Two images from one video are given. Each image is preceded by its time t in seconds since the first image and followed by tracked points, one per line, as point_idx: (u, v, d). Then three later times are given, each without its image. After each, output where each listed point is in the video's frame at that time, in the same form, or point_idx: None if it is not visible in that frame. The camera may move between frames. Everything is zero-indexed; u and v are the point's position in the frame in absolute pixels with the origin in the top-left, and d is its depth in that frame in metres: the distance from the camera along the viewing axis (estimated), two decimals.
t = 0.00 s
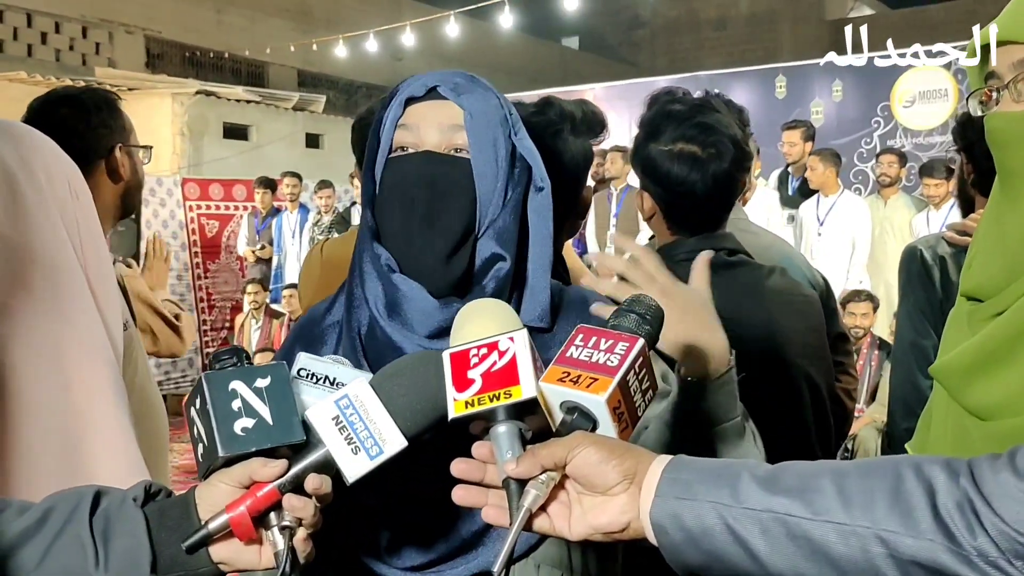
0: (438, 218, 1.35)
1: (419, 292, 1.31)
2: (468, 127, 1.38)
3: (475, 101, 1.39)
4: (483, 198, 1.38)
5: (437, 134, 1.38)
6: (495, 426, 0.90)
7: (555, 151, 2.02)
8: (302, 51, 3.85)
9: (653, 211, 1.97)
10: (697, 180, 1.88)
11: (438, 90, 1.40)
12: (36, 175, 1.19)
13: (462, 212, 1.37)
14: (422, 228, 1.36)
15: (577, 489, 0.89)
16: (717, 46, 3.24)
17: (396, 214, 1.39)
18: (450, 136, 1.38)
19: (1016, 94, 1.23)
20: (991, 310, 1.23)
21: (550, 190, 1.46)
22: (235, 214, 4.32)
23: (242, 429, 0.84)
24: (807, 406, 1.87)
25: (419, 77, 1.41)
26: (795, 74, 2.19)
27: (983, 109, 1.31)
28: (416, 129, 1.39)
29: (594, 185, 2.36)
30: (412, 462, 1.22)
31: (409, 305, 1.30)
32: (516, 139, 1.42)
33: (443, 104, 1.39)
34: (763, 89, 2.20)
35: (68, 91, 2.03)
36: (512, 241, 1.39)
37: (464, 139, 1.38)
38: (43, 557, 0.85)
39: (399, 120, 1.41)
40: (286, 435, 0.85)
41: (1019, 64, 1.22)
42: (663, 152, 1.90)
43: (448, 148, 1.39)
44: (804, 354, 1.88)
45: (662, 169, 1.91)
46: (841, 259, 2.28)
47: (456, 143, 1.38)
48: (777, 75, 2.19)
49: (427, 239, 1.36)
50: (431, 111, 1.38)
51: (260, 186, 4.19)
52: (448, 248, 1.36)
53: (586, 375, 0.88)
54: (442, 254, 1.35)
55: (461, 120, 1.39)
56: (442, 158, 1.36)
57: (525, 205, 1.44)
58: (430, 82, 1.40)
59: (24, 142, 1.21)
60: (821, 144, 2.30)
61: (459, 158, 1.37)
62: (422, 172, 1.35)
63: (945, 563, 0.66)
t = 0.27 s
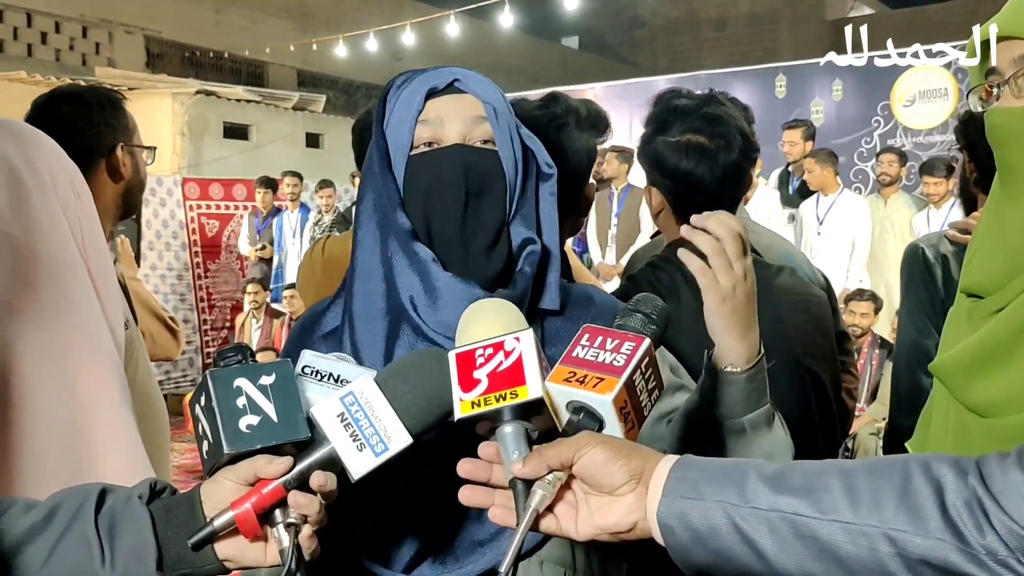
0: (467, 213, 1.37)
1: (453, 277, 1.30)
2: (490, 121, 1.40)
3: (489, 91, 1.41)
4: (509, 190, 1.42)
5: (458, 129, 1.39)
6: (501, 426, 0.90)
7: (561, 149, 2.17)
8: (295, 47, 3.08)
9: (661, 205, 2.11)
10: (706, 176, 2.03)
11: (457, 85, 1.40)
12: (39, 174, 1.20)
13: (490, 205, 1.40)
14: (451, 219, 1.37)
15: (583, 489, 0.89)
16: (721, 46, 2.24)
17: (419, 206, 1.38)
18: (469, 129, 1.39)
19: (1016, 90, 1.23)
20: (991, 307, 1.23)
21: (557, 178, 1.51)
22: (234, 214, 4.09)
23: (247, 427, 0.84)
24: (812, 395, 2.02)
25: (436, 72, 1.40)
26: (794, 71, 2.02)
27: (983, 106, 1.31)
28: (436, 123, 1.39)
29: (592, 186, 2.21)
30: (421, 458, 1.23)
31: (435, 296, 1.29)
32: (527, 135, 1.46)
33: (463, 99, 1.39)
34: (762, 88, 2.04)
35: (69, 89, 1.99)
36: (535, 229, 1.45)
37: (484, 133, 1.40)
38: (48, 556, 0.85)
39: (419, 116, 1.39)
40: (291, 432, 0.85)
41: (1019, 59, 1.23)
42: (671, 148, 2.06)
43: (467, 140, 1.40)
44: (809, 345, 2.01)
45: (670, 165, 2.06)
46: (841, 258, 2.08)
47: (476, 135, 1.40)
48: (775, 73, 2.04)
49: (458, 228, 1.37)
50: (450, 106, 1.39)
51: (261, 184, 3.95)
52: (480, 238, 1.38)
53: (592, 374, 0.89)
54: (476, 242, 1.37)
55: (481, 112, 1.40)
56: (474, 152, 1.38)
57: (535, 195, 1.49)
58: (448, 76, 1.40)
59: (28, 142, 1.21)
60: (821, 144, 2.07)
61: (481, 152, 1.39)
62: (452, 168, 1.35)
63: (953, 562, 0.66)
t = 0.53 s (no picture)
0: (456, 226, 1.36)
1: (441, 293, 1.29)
2: (481, 132, 1.38)
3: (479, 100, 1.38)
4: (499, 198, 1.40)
5: (450, 140, 1.36)
6: (500, 430, 0.90)
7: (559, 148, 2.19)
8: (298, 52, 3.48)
9: (661, 206, 2.10)
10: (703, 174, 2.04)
11: (450, 94, 1.37)
12: (43, 177, 1.20)
13: (482, 215, 1.38)
14: (442, 233, 1.36)
15: (582, 493, 0.89)
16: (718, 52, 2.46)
17: (411, 217, 1.37)
18: (461, 141, 1.37)
19: (1012, 93, 1.23)
20: (989, 308, 1.23)
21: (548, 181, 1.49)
22: (234, 214, 4.24)
23: (248, 429, 0.84)
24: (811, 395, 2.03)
25: (428, 79, 1.38)
26: (794, 72, 2.03)
27: (979, 109, 1.30)
28: (428, 135, 1.36)
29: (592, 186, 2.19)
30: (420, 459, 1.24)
31: (421, 310, 1.28)
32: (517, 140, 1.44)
33: (456, 109, 1.37)
34: (762, 89, 2.04)
35: (73, 92, 2.01)
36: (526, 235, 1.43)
37: (476, 144, 1.37)
38: (50, 557, 0.86)
39: (410, 128, 1.36)
40: (292, 434, 0.85)
41: (1016, 62, 1.22)
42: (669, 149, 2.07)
43: (460, 152, 1.38)
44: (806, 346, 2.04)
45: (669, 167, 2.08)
46: (839, 258, 2.08)
47: (469, 145, 1.37)
48: (774, 74, 2.04)
49: (450, 239, 1.36)
50: (442, 117, 1.36)
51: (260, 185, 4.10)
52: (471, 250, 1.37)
53: (591, 378, 0.89)
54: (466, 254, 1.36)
55: (473, 124, 1.38)
56: (467, 165, 1.36)
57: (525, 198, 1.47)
58: (442, 85, 1.37)
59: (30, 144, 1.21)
60: (821, 143, 2.07)
61: (472, 163, 1.37)
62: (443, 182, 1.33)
63: (949, 565, 0.66)
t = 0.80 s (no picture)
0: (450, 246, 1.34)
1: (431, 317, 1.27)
2: (476, 152, 1.34)
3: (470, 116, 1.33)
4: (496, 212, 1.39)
5: (444, 161, 1.32)
6: (495, 430, 0.90)
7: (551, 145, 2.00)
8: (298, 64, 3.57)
9: (656, 207, 1.88)
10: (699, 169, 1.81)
11: (444, 114, 1.33)
12: (42, 177, 1.19)
13: (477, 232, 1.36)
14: (438, 252, 1.34)
15: (576, 493, 0.89)
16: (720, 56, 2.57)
17: (405, 236, 1.34)
18: (455, 161, 1.33)
19: (1010, 90, 1.22)
20: (987, 307, 1.22)
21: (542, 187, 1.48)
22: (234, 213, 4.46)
23: (244, 427, 0.84)
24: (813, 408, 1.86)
25: (420, 94, 1.33)
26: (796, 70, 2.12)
27: (978, 107, 1.30)
28: (423, 156, 1.32)
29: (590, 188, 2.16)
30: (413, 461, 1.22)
31: (410, 334, 1.25)
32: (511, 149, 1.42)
33: (450, 129, 1.32)
34: (762, 87, 2.44)
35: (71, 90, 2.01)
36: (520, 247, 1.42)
37: (471, 163, 1.34)
38: (46, 557, 0.84)
39: (403, 149, 1.32)
40: (288, 432, 0.85)
41: (1015, 59, 1.22)
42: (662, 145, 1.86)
43: (455, 172, 1.34)
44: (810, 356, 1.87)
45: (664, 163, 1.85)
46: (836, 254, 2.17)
47: (465, 163, 1.33)
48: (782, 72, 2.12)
49: (446, 256, 1.35)
50: (436, 137, 1.32)
51: (257, 186, 4.36)
52: (466, 268, 1.35)
53: (586, 378, 0.89)
54: (459, 275, 1.34)
55: (467, 143, 1.33)
56: (464, 185, 1.32)
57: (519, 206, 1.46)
58: (438, 103, 1.32)
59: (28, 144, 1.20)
60: (820, 143, 2.50)
61: (468, 183, 1.33)
62: (435, 205, 1.30)
63: (942, 564, 0.66)
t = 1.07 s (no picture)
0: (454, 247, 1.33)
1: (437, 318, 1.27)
2: (482, 152, 1.33)
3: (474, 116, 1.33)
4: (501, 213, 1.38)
5: (451, 160, 1.32)
6: (490, 426, 0.90)
7: (546, 142, 1.96)
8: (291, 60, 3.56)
9: (651, 204, 1.85)
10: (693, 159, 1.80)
11: (451, 114, 1.33)
12: (36, 176, 1.15)
13: (483, 233, 1.36)
14: (443, 252, 1.34)
15: (571, 488, 0.89)
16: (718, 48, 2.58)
17: (410, 237, 1.34)
18: (461, 161, 1.33)
19: (1007, 89, 1.23)
20: (985, 305, 1.21)
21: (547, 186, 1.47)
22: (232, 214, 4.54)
23: (240, 423, 0.85)
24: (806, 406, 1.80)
25: (427, 94, 1.33)
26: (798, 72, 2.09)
27: (976, 105, 1.30)
28: (428, 155, 1.32)
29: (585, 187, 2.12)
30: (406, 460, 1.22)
31: (415, 333, 1.26)
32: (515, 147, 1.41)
33: (455, 129, 1.32)
34: (762, 87, 2.75)
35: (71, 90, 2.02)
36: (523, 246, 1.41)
37: (476, 162, 1.33)
38: (42, 554, 0.84)
39: (409, 149, 1.32)
40: (282, 428, 0.85)
41: (1012, 57, 1.21)
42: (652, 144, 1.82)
43: (461, 173, 1.34)
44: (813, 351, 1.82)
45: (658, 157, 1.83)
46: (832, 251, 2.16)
47: (470, 163, 1.33)
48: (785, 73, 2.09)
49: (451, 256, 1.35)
50: (442, 137, 1.32)
51: (254, 186, 4.48)
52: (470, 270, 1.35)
53: (581, 374, 0.89)
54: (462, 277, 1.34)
55: (474, 143, 1.33)
56: (469, 184, 1.32)
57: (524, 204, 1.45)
58: (444, 103, 1.32)
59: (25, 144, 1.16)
60: (818, 143, 2.77)
61: (474, 183, 1.33)
62: (441, 205, 1.30)
63: (933, 558, 0.67)
